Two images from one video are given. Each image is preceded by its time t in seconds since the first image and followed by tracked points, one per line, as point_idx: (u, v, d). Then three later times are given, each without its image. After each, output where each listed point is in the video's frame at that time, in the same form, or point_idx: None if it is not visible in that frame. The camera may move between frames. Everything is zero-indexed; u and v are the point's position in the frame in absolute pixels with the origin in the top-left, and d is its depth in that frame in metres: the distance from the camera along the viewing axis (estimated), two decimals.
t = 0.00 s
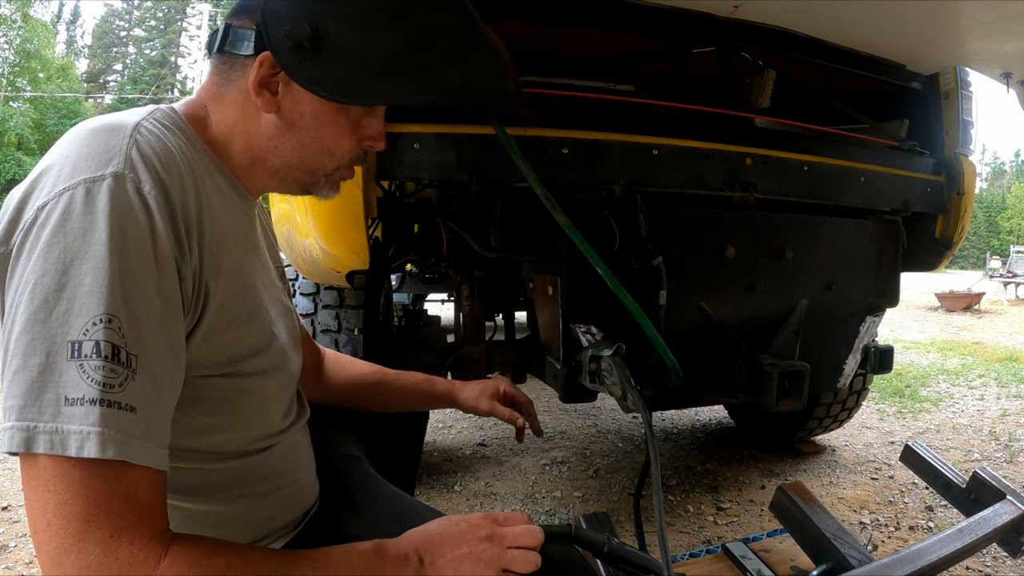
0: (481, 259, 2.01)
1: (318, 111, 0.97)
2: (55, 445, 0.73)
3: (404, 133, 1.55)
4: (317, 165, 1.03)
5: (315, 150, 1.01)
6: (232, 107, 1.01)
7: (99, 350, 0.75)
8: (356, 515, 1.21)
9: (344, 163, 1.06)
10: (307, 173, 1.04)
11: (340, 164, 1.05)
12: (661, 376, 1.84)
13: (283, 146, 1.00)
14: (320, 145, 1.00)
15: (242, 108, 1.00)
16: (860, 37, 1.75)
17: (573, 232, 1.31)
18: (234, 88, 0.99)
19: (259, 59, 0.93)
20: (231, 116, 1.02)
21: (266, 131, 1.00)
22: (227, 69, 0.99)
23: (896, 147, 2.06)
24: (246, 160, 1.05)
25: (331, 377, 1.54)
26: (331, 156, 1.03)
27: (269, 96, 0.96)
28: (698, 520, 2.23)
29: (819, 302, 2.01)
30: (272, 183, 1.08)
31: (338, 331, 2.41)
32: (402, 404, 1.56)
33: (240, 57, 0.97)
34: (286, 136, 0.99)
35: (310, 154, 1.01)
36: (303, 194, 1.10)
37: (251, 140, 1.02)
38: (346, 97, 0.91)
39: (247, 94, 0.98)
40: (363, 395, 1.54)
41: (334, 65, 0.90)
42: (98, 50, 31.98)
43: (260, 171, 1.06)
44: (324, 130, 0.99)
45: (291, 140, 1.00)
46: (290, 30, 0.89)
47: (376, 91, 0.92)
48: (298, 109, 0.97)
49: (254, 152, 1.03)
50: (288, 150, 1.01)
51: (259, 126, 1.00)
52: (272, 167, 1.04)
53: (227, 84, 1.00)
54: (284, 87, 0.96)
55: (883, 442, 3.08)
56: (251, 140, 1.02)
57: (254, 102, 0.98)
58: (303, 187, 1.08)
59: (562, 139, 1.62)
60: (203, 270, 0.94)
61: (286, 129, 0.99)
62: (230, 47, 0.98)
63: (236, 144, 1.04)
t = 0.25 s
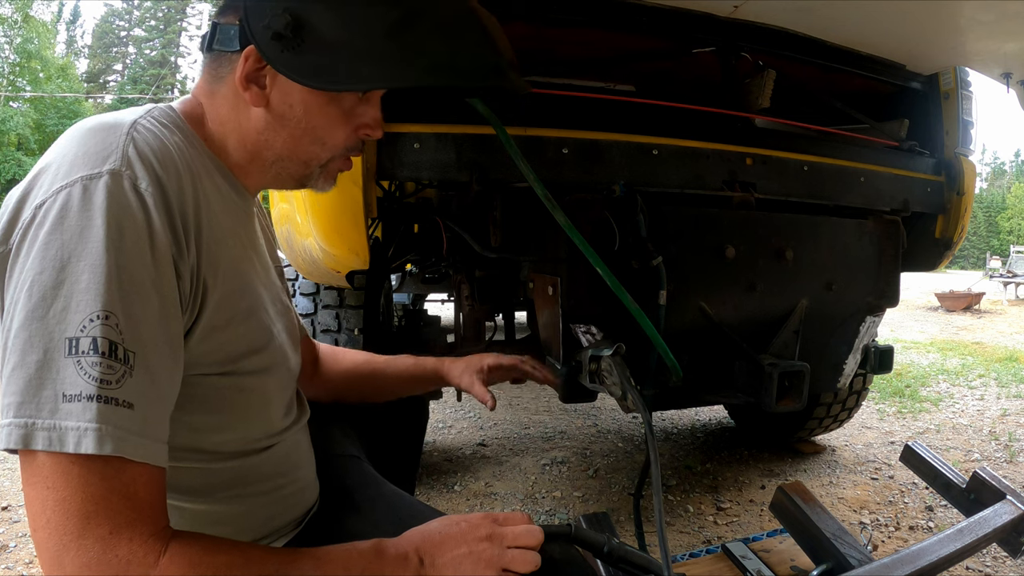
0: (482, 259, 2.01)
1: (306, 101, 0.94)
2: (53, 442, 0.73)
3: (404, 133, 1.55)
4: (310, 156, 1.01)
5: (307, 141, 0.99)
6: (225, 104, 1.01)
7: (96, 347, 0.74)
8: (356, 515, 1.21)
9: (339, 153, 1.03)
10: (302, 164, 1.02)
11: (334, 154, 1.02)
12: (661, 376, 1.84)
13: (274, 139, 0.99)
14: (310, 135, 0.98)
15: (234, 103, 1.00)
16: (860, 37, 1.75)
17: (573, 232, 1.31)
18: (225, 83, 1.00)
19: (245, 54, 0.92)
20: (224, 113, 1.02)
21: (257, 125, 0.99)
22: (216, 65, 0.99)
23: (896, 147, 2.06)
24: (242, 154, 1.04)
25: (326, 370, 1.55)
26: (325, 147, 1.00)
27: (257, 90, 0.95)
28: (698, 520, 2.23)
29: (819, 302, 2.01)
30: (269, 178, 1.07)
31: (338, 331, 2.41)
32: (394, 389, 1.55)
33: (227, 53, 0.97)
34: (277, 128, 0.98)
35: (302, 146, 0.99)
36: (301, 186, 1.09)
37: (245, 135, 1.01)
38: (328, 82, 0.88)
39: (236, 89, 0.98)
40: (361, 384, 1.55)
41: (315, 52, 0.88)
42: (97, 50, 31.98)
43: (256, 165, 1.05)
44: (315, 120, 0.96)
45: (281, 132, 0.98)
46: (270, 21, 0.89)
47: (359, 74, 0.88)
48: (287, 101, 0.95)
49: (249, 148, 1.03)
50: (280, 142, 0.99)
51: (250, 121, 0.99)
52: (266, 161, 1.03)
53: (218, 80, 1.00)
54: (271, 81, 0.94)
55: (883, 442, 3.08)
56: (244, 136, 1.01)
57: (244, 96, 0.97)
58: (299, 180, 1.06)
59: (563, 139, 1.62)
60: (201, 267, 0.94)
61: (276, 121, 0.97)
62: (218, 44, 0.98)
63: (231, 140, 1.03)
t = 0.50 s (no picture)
0: (482, 259, 2.01)
1: (299, 101, 0.94)
2: (49, 442, 0.72)
3: (404, 133, 1.55)
4: (303, 156, 1.01)
5: (299, 140, 0.98)
6: (217, 103, 1.02)
7: (90, 345, 0.74)
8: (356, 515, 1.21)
9: (334, 152, 1.02)
10: (296, 163, 1.02)
11: (327, 153, 1.02)
12: (661, 376, 1.84)
13: (267, 138, 0.99)
14: (303, 134, 0.98)
15: (227, 102, 1.01)
16: (860, 37, 1.75)
17: (573, 232, 1.31)
18: (218, 82, 1.01)
19: (237, 52, 0.92)
20: (219, 112, 1.03)
21: (249, 124, 1.00)
22: (208, 64, 1.00)
23: (896, 147, 2.07)
24: (235, 153, 1.05)
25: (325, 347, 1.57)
26: (318, 146, 1.00)
27: (250, 89, 0.94)
28: (698, 520, 2.23)
29: (819, 302, 2.01)
30: (264, 177, 1.07)
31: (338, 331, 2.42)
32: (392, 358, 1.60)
33: (220, 52, 0.97)
34: (269, 128, 0.98)
35: (295, 145, 0.99)
36: (295, 185, 1.09)
37: (237, 134, 1.02)
38: (321, 82, 0.88)
39: (229, 88, 0.99)
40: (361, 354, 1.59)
41: (307, 51, 0.88)
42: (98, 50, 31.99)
43: (249, 164, 1.06)
44: (308, 119, 0.96)
45: (274, 131, 0.98)
46: (261, 19, 0.88)
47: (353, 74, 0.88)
48: (279, 100, 0.95)
49: (242, 147, 1.03)
50: (272, 141, 0.99)
51: (244, 120, 1.00)
52: (259, 160, 1.04)
53: (211, 79, 1.01)
54: (264, 80, 0.94)
55: (883, 442, 3.08)
56: (237, 135, 1.02)
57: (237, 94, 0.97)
58: (292, 178, 1.06)
59: (563, 139, 1.62)
60: (195, 265, 0.94)
61: (268, 121, 0.97)
62: (212, 42, 0.98)
63: (224, 139, 1.04)
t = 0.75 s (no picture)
0: (482, 259, 2.01)
1: (292, 100, 0.94)
2: (57, 436, 0.72)
3: (404, 133, 1.55)
4: (297, 155, 1.00)
5: (294, 138, 0.98)
6: (213, 100, 1.02)
7: (98, 338, 0.74)
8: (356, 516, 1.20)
9: (328, 151, 1.02)
10: (290, 162, 1.02)
11: (322, 152, 1.02)
12: (661, 376, 1.84)
13: (261, 136, 0.99)
14: (298, 132, 0.98)
15: (222, 101, 1.01)
16: (860, 37, 1.75)
17: (573, 232, 1.31)
18: (213, 80, 1.01)
19: (230, 51, 0.92)
20: (213, 111, 1.03)
21: (244, 123, 1.00)
22: (203, 62, 1.00)
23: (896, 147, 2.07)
24: (231, 151, 1.05)
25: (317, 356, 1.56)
26: (312, 145, 1.00)
27: (244, 88, 0.95)
28: (698, 520, 2.23)
29: (819, 302, 2.01)
30: (259, 175, 1.07)
31: (338, 331, 2.42)
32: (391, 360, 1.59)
33: (215, 50, 0.98)
34: (263, 126, 0.98)
35: (289, 143, 0.99)
36: (289, 184, 1.08)
37: (232, 133, 1.02)
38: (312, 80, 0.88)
39: (224, 86, 0.99)
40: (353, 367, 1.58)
41: (300, 50, 0.88)
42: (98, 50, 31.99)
43: (246, 162, 1.06)
44: (301, 118, 0.96)
45: (268, 130, 0.98)
46: (254, 18, 0.89)
47: (346, 73, 0.88)
48: (272, 98, 0.95)
49: (236, 146, 1.03)
50: (267, 140, 0.99)
51: (237, 119, 1.00)
52: (254, 159, 1.04)
53: (207, 77, 1.01)
54: (258, 78, 0.94)
55: (883, 442, 3.08)
56: (232, 133, 1.02)
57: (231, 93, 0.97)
58: (288, 177, 1.06)
59: (563, 139, 1.62)
60: (197, 259, 0.94)
61: (262, 119, 0.97)
62: (207, 41, 0.98)
63: (220, 137, 1.04)
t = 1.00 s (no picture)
0: (482, 259, 2.01)
1: (285, 93, 0.94)
2: (41, 436, 0.72)
3: (404, 133, 1.55)
4: (292, 150, 1.00)
5: (288, 133, 0.98)
6: (209, 95, 1.03)
7: (84, 336, 0.74)
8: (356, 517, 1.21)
9: (323, 148, 1.01)
10: (285, 158, 1.01)
11: (317, 149, 1.00)
12: (661, 376, 1.84)
13: (255, 130, 0.99)
14: (292, 127, 0.97)
15: (218, 94, 1.01)
16: (860, 37, 1.75)
17: (573, 232, 1.31)
18: (210, 74, 1.01)
19: (226, 43, 0.93)
20: (211, 105, 1.03)
21: (239, 116, 1.00)
22: (202, 56, 1.01)
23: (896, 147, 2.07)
24: (226, 146, 1.05)
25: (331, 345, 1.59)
26: (307, 140, 0.98)
27: (238, 80, 0.95)
28: (697, 520, 2.23)
29: (819, 301, 2.01)
30: (255, 172, 1.07)
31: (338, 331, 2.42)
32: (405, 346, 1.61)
33: (213, 43, 1.00)
34: (258, 119, 0.98)
35: (283, 138, 0.98)
36: (286, 180, 1.08)
37: (228, 126, 1.02)
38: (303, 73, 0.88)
39: (220, 80, 0.99)
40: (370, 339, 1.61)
41: (291, 41, 0.88)
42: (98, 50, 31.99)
43: (241, 157, 1.05)
44: (295, 112, 0.95)
45: (263, 123, 0.98)
46: (248, 8, 0.89)
47: (337, 65, 0.87)
48: (267, 92, 0.95)
49: (232, 141, 1.03)
50: (261, 133, 0.99)
51: (233, 113, 1.00)
52: (249, 155, 1.03)
53: (205, 71, 1.02)
54: (252, 71, 0.94)
55: (883, 442, 3.08)
56: (227, 128, 1.02)
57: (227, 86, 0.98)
58: (284, 172, 1.05)
59: (563, 139, 1.62)
60: (191, 257, 0.94)
61: (257, 113, 0.97)
62: (206, 34, 1.01)
63: (216, 131, 1.04)
